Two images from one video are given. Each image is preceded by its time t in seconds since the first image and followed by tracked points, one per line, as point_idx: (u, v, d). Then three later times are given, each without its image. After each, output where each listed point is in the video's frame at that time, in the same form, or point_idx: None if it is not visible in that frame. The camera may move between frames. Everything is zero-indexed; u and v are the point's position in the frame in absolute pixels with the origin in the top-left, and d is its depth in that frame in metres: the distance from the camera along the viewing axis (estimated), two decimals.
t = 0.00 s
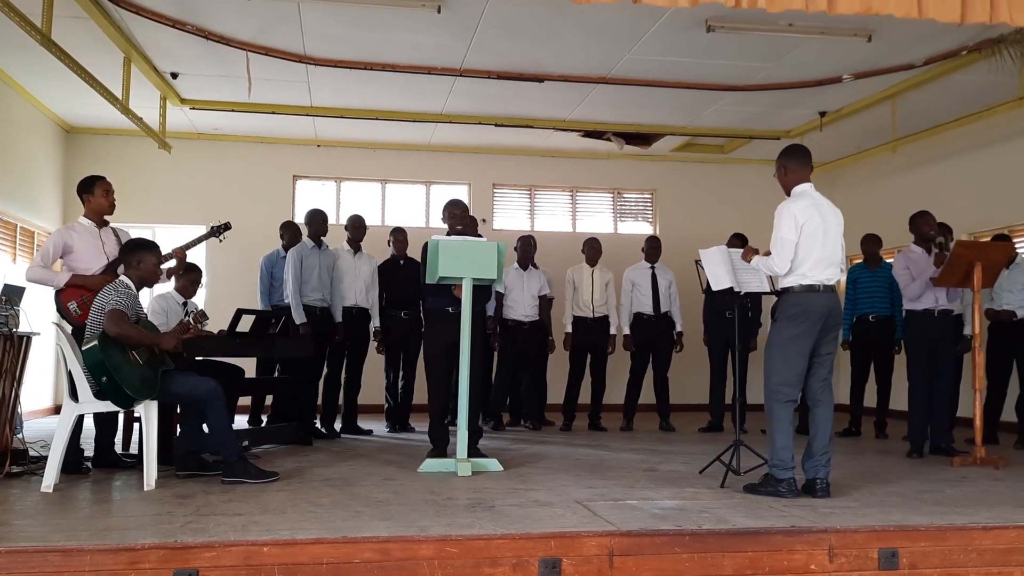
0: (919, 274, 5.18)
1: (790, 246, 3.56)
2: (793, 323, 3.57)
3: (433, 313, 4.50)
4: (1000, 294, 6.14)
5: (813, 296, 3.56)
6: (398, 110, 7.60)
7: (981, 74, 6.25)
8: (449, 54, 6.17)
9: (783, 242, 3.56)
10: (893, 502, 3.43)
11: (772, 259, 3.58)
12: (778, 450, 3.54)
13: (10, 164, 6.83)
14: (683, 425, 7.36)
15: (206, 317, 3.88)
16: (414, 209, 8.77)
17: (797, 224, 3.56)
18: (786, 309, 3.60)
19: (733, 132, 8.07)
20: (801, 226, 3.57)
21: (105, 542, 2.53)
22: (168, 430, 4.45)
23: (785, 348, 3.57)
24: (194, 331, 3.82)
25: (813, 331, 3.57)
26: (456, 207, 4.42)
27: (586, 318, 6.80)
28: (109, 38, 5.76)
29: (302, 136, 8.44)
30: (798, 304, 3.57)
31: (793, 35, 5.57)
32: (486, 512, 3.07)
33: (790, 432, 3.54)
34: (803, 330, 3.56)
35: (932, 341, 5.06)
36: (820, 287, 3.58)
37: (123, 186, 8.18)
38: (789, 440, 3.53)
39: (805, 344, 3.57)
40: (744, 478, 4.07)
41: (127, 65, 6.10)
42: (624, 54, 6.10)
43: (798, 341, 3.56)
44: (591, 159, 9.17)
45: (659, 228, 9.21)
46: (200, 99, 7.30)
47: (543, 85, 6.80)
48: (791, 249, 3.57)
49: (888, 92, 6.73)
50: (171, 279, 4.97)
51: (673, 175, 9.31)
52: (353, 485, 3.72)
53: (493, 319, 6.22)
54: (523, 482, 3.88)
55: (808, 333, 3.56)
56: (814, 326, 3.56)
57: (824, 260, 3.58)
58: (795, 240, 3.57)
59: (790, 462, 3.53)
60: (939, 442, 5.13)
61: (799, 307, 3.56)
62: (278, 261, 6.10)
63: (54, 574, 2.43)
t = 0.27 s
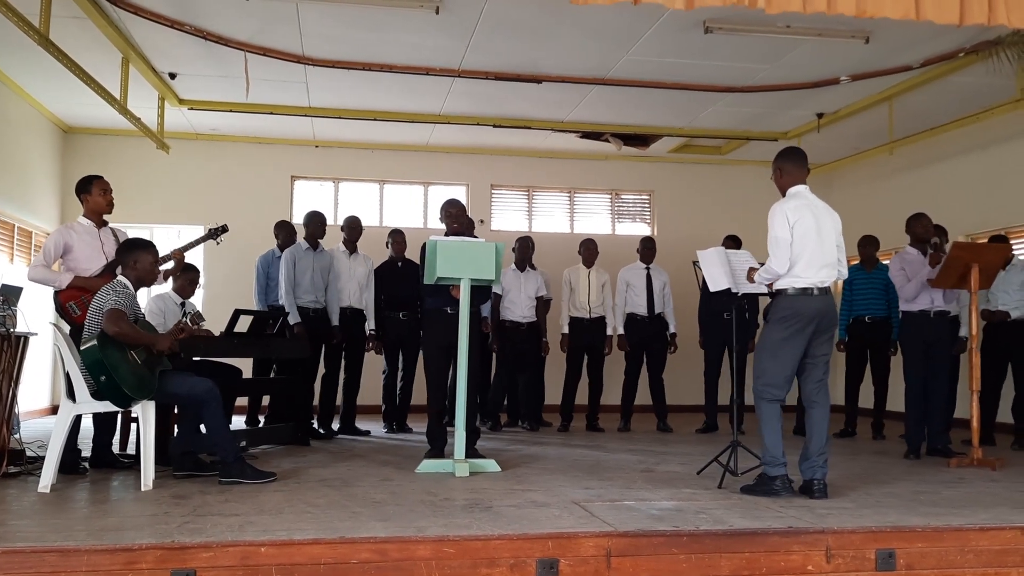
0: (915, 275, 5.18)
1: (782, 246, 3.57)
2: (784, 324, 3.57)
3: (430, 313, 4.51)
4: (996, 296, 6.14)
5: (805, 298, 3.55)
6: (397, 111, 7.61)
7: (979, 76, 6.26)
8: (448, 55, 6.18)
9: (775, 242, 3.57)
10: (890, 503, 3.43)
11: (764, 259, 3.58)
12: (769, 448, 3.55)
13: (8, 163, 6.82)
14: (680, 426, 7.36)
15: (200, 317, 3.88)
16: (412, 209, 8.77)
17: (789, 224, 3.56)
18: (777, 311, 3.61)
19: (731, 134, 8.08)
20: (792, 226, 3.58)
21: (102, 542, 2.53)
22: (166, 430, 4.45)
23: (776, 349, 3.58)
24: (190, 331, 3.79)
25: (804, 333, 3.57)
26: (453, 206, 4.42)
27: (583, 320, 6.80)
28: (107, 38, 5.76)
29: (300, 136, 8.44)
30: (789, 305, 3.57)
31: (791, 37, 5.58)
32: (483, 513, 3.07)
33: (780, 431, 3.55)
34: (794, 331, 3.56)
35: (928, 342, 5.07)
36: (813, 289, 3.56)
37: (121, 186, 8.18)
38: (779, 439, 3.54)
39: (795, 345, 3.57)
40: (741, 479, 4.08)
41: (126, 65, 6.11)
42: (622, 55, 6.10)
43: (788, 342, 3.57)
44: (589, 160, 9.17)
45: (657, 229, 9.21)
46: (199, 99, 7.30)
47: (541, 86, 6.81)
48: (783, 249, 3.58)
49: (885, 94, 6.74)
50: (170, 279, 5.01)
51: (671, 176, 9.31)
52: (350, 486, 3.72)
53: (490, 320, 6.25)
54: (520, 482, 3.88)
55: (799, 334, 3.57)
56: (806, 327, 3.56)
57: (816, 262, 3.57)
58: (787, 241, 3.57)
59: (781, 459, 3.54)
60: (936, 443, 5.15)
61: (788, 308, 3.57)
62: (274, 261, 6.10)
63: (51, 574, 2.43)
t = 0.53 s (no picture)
0: (912, 277, 5.19)
1: (769, 245, 3.59)
2: (775, 326, 3.58)
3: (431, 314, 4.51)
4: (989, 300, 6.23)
5: (793, 298, 3.56)
6: (396, 111, 7.61)
7: (978, 78, 6.28)
8: (447, 56, 6.18)
9: (761, 242, 3.59)
10: (889, 504, 3.44)
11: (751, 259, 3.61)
12: (768, 452, 3.53)
13: (7, 163, 6.82)
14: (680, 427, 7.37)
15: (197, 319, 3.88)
16: (411, 210, 8.78)
17: (775, 224, 3.58)
18: (768, 312, 3.62)
19: (730, 135, 8.08)
20: (779, 225, 3.59)
21: (101, 543, 2.53)
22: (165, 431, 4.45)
23: (769, 351, 3.59)
24: (190, 331, 3.80)
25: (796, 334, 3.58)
26: (455, 208, 4.43)
27: (578, 320, 6.79)
28: (107, 39, 5.76)
29: (300, 137, 8.44)
30: (778, 305, 3.58)
31: (791, 38, 5.59)
32: (483, 514, 3.08)
33: (778, 434, 3.54)
34: (786, 333, 3.57)
35: (926, 343, 5.08)
36: (801, 289, 3.57)
37: (120, 186, 8.18)
38: (777, 441, 3.53)
39: (788, 346, 3.58)
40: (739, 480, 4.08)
41: (125, 66, 6.11)
42: (622, 56, 6.11)
43: (781, 344, 3.58)
44: (588, 161, 9.17)
45: (657, 230, 9.22)
46: (198, 100, 7.29)
47: (540, 87, 6.81)
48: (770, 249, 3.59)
49: (884, 96, 6.75)
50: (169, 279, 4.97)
51: (670, 177, 9.32)
52: (350, 487, 3.72)
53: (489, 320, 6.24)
54: (519, 483, 3.88)
55: (791, 336, 3.57)
56: (797, 329, 3.57)
57: (804, 262, 3.58)
58: (774, 240, 3.59)
59: (781, 464, 3.52)
60: (935, 444, 5.15)
61: (777, 308, 3.58)
62: (269, 261, 6.10)
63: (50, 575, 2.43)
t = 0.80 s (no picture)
0: (912, 278, 5.17)
1: (752, 244, 3.60)
2: (759, 328, 3.60)
3: (432, 314, 4.51)
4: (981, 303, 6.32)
5: (776, 296, 3.57)
6: (396, 112, 7.61)
7: (977, 79, 6.28)
8: (447, 57, 6.18)
9: (744, 240, 3.60)
10: (888, 505, 3.44)
11: (734, 257, 3.63)
12: (766, 453, 3.53)
13: (6, 163, 6.82)
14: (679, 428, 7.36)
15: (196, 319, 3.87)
16: (410, 211, 8.78)
17: (758, 223, 3.60)
18: (753, 312, 3.64)
19: (729, 136, 8.08)
20: (762, 224, 3.60)
21: (100, 543, 2.53)
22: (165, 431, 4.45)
23: (755, 353, 3.60)
24: (190, 331, 3.79)
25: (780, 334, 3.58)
26: (458, 209, 4.43)
27: (573, 322, 6.81)
28: (106, 39, 5.76)
29: (299, 137, 8.43)
30: (761, 305, 3.60)
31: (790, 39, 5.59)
32: (482, 514, 3.07)
33: (776, 437, 3.52)
34: (769, 333, 3.58)
35: (925, 344, 5.08)
36: (785, 287, 3.58)
37: (120, 186, 8.18)
38: (776, 443, 3.51)
39: (772, 347, 3.58)
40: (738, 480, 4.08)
41: (125, 66, 6.11)
42: (621, 57, 6.10)
43: (766, 345, 3.58)
44: (588, 161, 9.17)
45: (656, 231, 9.22)
46: (198, 100, 7.28)
47: (540, 88, 6.81)
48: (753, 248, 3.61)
49: (883, 97, 6.75)
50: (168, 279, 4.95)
51: (669, 178, 9.32)
52: (349, 487, 3.72)
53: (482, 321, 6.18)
54: (519, 484, 3.88)
55: (776, 336, 3.57)
56: (780, 329, 3.57)
57: (788, 260, 3.59)
58: (757, 239, 3.60)
59: (778, 465, 3.52)
60: (934, 445, 5.15)
61: (760, 308, 3.60)
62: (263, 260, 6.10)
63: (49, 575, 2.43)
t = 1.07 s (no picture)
0: (912, 278, 5.19)
1: (739, 244, 3.61)
2: (746, 328, 3.62)
3: (433, 314, 4.51)
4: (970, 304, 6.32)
5: (763, 295, 3.58)
6: (396, 111, 7.61)
7: (977, 79, 6.29)
8: (447, 57, 6.18)
9: (732, 240, 3.62)
10: (888, 504, 3.44)
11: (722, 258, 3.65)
12: (764, 453, 3.53)
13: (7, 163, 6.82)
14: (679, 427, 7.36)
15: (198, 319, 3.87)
16: (411, 211, 8.78)
17: (746, 223, 3.61)
18: (742, 311, 3.66)
19: (729, 135, 8.08)
20: (750, 224, 3.62)
21: (100, 543, 2.53)
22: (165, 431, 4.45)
23: (746, 353, 3.62)
24: (190, 331, 3.80)
25: (767, 333, 3.59)
26: (460, 208, 4.44)
27: (569, 321, 6.80)
28: (107, 39, 5.76)
29: (300, 137, 8.44)
30: (748, 304, 3.62)
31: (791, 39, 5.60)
32: (482, 514, 3.08)
33: (772, 436, 3.53)
34: (755, 333, 3.59)
35: (925, 342, 5.07)
36: (773, 288, 3.58)
37: (121, 186, 8.18)
38: (773, 443, 3.52)
39: (760, 346, 3.59)
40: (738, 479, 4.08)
41: (125, 66, 6.11)
42: (621, 57, 6.11)
43: (755, 345, 3.60)
44: (588, 161, 9.17)
45: (656, 231, 9.22)
46: (198, 100, 7.29)
47: (540, 87, 6.81)
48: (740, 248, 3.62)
49: (883, 97, 6.74)
50: (167, 279, 4.95)
51: (669, 177, 9.32)
52: (349, 487, 3.72)
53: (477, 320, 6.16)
54: (519, 484, 3.88)
55: (764, 336, 3.58)
56: (766, 328, 3.58)
57: (776, 260, 3.59)
58: (744, 239, 3.61)
59: (777, 465, 3.51)
60: (934, 444, 5.15)
61: (747, 307, 3.62)
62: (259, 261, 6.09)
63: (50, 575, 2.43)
